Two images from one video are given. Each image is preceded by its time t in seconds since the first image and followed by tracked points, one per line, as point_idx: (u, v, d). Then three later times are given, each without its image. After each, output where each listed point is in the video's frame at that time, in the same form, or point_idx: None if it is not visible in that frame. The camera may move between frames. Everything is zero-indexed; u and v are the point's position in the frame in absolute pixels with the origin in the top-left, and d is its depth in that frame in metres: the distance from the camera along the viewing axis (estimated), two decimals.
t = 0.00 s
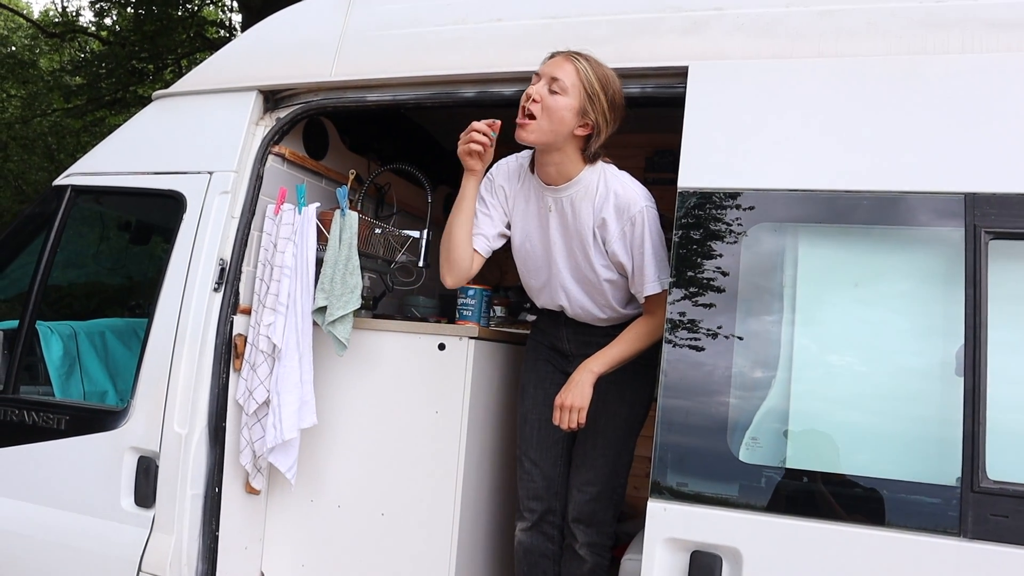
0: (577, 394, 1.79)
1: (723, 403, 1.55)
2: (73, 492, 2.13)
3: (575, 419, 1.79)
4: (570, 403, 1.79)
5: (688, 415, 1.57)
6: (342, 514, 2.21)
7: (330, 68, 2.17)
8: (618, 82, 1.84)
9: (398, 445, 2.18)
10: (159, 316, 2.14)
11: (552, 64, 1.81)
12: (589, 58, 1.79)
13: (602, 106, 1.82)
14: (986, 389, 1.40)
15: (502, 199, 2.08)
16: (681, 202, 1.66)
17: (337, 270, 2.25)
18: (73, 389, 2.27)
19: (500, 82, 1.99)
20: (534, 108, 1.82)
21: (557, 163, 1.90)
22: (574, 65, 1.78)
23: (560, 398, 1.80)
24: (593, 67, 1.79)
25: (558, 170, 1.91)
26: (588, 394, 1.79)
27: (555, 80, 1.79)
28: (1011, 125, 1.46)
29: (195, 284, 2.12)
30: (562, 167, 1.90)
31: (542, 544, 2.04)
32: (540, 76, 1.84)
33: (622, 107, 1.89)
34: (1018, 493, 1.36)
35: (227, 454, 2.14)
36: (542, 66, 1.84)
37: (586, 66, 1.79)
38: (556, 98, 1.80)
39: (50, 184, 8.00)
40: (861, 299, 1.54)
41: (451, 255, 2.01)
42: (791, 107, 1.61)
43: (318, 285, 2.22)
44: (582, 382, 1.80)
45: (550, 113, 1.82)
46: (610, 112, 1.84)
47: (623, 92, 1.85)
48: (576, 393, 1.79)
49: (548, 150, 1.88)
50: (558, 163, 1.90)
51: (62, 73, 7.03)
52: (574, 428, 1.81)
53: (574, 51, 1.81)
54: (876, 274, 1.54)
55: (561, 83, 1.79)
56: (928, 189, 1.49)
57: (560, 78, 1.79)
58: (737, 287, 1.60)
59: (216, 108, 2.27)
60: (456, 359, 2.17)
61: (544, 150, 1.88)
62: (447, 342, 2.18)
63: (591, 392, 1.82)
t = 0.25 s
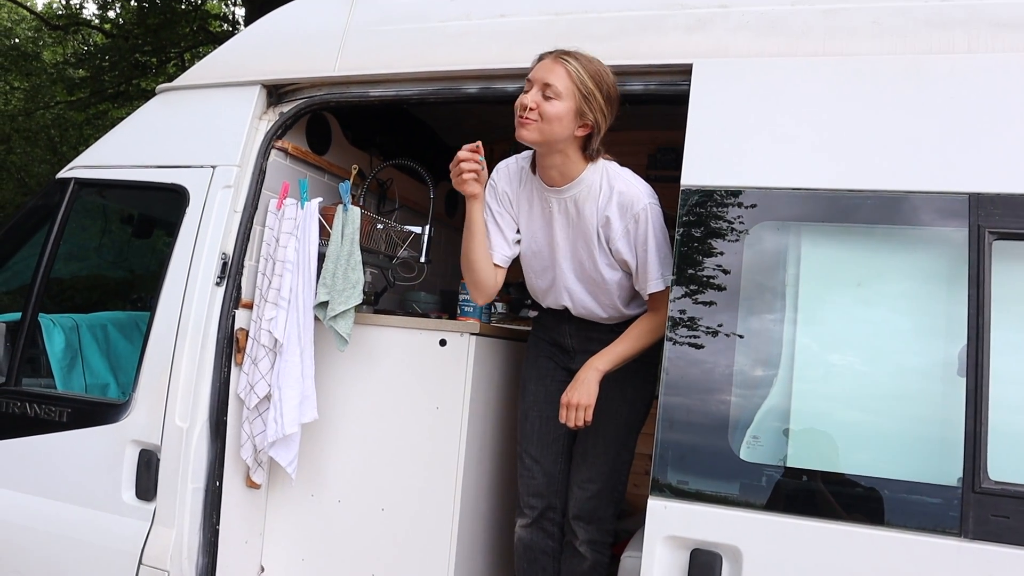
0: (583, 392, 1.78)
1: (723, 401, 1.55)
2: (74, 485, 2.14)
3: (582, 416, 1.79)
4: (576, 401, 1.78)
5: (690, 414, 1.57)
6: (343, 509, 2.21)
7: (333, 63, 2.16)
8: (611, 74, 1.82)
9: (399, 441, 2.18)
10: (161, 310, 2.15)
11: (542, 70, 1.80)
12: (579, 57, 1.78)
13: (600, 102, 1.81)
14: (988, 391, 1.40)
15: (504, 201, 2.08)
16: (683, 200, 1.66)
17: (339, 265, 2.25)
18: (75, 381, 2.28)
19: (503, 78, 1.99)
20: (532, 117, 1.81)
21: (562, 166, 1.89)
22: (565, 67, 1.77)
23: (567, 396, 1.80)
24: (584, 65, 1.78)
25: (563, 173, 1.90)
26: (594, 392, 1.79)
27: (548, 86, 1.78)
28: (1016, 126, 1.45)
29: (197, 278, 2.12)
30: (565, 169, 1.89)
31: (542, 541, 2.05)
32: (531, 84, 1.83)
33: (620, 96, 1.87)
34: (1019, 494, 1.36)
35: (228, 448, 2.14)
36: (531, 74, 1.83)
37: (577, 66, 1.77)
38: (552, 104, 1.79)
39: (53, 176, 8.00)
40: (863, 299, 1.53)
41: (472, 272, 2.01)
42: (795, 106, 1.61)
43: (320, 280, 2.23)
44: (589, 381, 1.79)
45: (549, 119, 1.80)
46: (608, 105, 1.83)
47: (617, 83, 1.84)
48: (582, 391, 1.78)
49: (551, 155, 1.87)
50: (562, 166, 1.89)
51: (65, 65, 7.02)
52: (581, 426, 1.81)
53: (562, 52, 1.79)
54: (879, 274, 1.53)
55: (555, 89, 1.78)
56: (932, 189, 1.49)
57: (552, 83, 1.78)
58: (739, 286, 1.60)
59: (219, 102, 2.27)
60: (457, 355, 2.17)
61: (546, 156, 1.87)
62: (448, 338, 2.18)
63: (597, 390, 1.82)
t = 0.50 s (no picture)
0: (587, 398, 1.81)
1: (720, 401, 1.55)
2: (69, 479, 2.14)
3: (587, 423, 1.82)
4: (581, 407, 1.81)
5: (686, 414, 1.57)
6: (339, 506, 2.21)
7: (332, 60, 2.16)
8: (598, 78, 1.82)
9: (395, 439, 2.18)
10: (158, 305, 2.14)
11: (530, 86, 1.78)
12: (565, 68, 1.77)
13: (592, 107, 1.80)
14: (984, 393, 1.40)
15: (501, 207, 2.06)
16: (681, 199, 1.66)
17: (336, 261, 2.25)
18: (71, 376, 2.27)
19: (502, 76, 1.99)
20: (528, 137, 1.78)
21: (563, 177, 1.87)
22: (554, 80, 1.76)
23: (571, 403, 1.83)
24: (572, 75, 1.77)
25: (563, 184, 1.88)
26: (599, 397, 1.82)
27: (539, 101, 1.77)
28: (1014, 129, 1.45)
29: (194, 274, 2.12)
30: (564, 179, 1.87)
31: (538, 539, 2.05)
32: (520, 102, 1.81)
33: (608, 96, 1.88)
34: (1014, 495, 1.36)
35: (224, 444, 2.14)
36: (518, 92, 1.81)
37: (565, 77, 1.76)
38: (547, 120, 1.77)
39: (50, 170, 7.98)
40: (860, 300, 1.53)
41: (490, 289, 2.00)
42: (794, 106, 1.61)
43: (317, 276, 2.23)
44: (592, 386, 1.82)
45: (546, 133, 1.77)
46: (599, 110, 1.83)
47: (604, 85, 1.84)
48: (587, 397, 1.81)
49: (550, 169, 1.85)
50: (562, 177, 1.87)
51: (63, 59, 6.99)
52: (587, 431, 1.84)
53: (546, 65, 1.78)
54: (876, 276, 1.53)
55: (548, 105, 1.76)
56: (930, 191, 1.49)
57: (544, 97, 1.76)
58: (736, 286, 1.60)
59: (218, 97, 2.27)
60: (454, 353, 2.16)
61: (547, 170, 1.86)
62: (445, 336, 2.18)
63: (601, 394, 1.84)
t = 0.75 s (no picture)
0: (587, 409, 1.83)
1: (715, 401, 1.56)
2: (63, 478, 2.13)
3: (586, 432, 1.84)
4: (581, 418, 1.83)
5: (681, 414, 1.57)
6: (334, 506, 2.21)
7: (329, 59, 2.16)
8: (590, 90, 1.83)
9: (391, 440, 2.18)
10: (153, 303, 2.14)
11: (522, 100, 1.80)
12: (556, 81, 1.79)
13: (585, 119, 1.81)
14: (978, 394, 1.41)
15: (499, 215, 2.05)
16: (678, 200, 1.66)
17: (332, 261, 2.24)
18: (66, 375, 2.26)
19: (498, 76, 1.99)
20: (522, 151, 1.78)
21: (560, 191, 1.86)
22: (546, 93, 1.77)
23: (571, 413, 1.85)
24: (563, 87, 1.78)
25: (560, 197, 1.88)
26: (598, 408, 1.83)
27: (531, 114, 1.78)
28: (1008, 130, 1.46)
29: (189, 273, 2.11)
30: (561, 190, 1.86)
31: (533, 539, 2.05)
32: (513, 116, 1.82)
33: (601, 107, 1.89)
34: (1007, 496, 1.36)
35: (218, 443, 2.14)
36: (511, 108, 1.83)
37: (557, 89, 1.78)
38: (540, 132, 1.78)
39: (45, 168, 7.96)
40: (855, 301, 1.54)
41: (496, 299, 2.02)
42: (789, 108, 1.61)
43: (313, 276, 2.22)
44: (592, 397, 1.83)
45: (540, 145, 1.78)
46: (592, 121, 1.84)
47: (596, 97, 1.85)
48: (586, 408, 1.83)
49: (546, 182, 1.85)
50: (559, 191, 1.87)
51: (58, 57, 6.97)
52: (587, 441, 1.86)
53: (537, 79, 1.80)
54: (870, 277, 1.54)
55: (541, 118, 1.77)
56: (924, 193, 1.49)
57: (536, 110, 1.77)
58: (732, 287, 1.60)
59: (214, 96, 2.26)
60: (450, 353, 2.17)
61: (542, 185, 1.86)
62: (440, 336, 2.18)
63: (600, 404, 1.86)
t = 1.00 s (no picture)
0: (581, 409, 1.83)
1: (714, 402, 1.56)
2: (61, 479, 2.13)
3: (580, 433, 1.83)
4: (575, 418, 1.83)
5: (680, 414, 1.57)
6: (333, 507, 2.21)
7: (326, 60, 2.16)
8: (577, 95, 1.82)
9: (390, 440, 2.18)
10: (151, 305, 2.13)
11: (510, 116, 1.78)
12: (542, 93, 1.77)
13: (574, 127, 1.81)
14: (976, 394, 1.41)
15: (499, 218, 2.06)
16: (676, 200, 1.66)
17: (330, 262, 2.24)
18: (63, 376, 2.26)
19: (496, 76, 1.99)
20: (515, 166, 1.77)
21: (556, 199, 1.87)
22: (533, 109, 1.75)
23: (565, 413, 1.84)
24: (551, 99, 1.77)
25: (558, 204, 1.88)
26: (592, 409, 1.83)
27: (521, 130, 1.76)
28: (1005, 130, 1.46)
29: (187, 274, 2.11)
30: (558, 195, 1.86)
31: (533, 540, 2.05)
32: (502, 132, 1.80)
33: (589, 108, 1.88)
34: (1005, 495, 1.37)
35: (216, 444, 2.13)
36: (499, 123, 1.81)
37: (544, 102, 1.76)
38: (531, 146, 1.76)
39: (43, 169, 7.95)
40: (853, 302, 1.54)
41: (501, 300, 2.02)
42: (787, 108, 1.61)
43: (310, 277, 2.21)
44: (586, 398, 1.83)
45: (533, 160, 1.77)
46: (582, 127, 1.83)
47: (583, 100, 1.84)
48: (580, 408, 1.83)
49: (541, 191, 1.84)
50: (556, 198, 1.87)
51: (55, 58, 6.95)
52: (580, 441, 1.85)
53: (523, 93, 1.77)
54: (868, 277, 1.54)
55: (530, 132, 1.76)
56: (922, 193, 1.49)
57: (526, 126, 1.76)
58: (730, 287, 1.60)
59: (211, 97, 2.26)
60: (449, 353, 2.17)
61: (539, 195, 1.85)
62: (439, 336, 2.19)
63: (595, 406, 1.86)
